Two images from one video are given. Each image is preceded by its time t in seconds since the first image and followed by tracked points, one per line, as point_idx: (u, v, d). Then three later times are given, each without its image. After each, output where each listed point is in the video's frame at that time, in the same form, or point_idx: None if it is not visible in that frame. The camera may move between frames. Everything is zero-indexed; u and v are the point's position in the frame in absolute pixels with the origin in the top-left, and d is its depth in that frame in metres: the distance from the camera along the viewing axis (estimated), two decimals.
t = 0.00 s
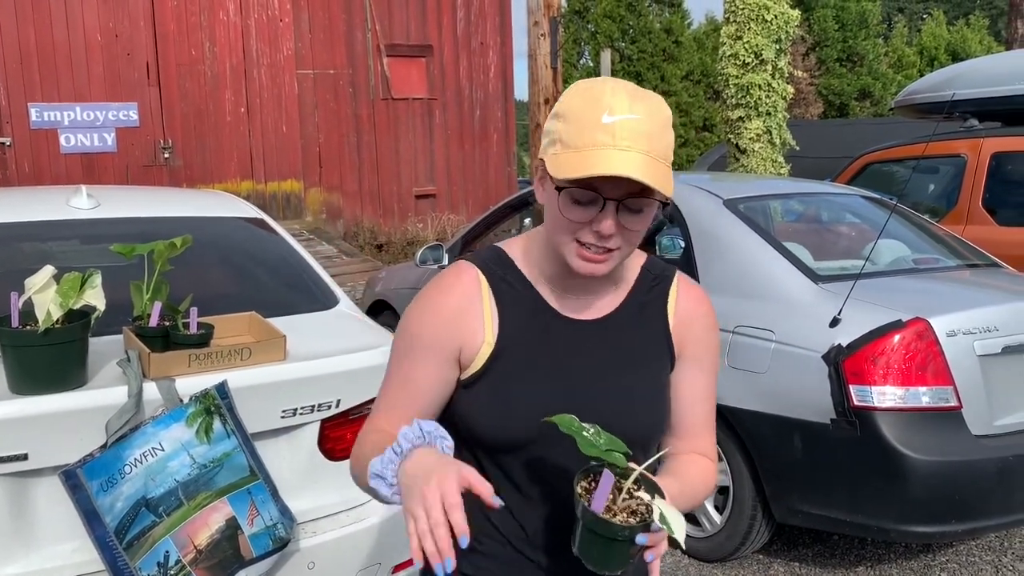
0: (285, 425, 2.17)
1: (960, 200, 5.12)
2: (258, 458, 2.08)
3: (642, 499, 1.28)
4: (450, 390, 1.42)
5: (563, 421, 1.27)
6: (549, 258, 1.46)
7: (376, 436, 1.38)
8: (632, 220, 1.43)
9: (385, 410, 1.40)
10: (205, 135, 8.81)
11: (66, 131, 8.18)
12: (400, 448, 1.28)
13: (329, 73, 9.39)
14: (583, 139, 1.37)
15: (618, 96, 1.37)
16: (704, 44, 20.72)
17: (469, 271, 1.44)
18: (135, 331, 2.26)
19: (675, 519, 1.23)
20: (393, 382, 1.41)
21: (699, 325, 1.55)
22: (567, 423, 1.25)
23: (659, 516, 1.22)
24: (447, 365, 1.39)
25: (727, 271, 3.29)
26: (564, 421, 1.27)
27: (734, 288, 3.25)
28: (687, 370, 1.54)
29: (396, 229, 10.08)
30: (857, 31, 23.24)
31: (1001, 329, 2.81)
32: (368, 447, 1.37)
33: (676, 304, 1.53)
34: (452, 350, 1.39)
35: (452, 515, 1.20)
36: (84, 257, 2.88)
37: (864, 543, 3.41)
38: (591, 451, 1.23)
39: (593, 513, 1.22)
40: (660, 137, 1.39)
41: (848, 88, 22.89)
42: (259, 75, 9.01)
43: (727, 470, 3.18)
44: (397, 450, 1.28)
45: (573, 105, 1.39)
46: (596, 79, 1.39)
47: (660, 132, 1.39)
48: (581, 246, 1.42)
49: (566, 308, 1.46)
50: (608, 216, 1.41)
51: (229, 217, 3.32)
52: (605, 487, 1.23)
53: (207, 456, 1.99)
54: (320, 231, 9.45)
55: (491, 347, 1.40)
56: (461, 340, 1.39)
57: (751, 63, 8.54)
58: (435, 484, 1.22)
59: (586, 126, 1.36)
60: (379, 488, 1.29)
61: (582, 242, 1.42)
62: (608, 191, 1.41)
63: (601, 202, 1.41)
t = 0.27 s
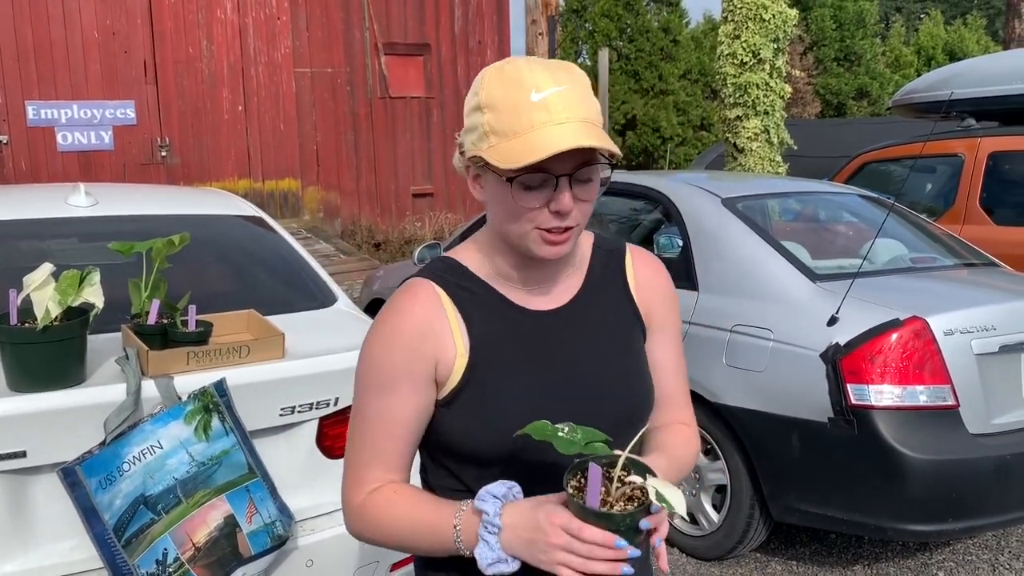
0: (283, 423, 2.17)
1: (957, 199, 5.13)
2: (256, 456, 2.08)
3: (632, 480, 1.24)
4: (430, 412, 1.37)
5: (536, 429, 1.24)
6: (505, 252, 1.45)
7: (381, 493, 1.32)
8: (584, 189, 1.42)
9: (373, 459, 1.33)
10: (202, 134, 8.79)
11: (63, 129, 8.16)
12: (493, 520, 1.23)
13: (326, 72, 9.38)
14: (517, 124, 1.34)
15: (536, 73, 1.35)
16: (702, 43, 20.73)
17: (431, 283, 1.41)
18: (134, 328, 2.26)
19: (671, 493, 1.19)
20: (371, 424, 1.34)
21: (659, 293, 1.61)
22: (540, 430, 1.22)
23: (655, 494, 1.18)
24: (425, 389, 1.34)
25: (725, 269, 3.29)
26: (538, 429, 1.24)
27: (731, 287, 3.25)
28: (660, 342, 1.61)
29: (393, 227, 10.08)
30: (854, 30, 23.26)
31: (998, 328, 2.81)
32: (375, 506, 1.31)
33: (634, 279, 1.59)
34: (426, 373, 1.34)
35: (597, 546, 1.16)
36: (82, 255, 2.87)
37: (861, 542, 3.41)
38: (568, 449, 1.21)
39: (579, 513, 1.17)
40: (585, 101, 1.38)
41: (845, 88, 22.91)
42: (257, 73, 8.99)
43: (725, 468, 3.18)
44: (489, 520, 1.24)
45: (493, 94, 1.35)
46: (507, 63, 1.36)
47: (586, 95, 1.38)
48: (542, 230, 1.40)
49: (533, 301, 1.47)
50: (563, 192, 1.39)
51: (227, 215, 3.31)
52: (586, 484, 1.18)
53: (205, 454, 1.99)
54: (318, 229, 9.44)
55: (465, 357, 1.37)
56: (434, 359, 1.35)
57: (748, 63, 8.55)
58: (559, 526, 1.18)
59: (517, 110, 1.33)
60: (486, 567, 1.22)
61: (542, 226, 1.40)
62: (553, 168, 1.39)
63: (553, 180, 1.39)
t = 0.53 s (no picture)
0: (284, 420, 2.17)
1: (958, 197, 5.12)
2: (256, 453, 2.09)
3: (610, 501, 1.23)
4: (417, 421, 1.38)
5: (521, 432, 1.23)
6: (474, 267, 1.46)
7: (374, 504, 1.32)
8: (541, 204, 1.42)
9: (364, 470, 1.35)
10: (203, 131, 8.79)
11: (64, 126, 8.16)
12: (481, 531, 1.21)
13: (327, 69, 9.38)
14: (463, 150, 1.34)
15: (478, 94, 1.34)
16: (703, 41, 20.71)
17: (415, 289, 1.43)
18: (134, 326, 2.26)
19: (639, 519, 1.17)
20: (360, 437, 1.35)
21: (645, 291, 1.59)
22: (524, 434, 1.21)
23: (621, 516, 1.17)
24: (408, 398, 1.35)
25: (725, 268, 3.29)
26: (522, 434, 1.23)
27: (732, 285, 3.25)
28: (654, 339, 1.59)
29: (394, 225, 10.08)
30: (856, 28, 23.24)
31: (998, 326, 2.81)
32: (369, 518, 1.31)
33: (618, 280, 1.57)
34: (409, 382, 1.35)
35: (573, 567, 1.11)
36: (82, 253, 2.88)
37: (861, 540, 3.41)
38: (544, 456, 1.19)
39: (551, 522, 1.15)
40: (531, 116, 1.37)
41: (847, 86, 22.89)
42: (257, 71, 8.99)
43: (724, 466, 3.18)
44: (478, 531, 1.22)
45: (436, 121, 1.35)
46: (449, 87, 1.36)
47: (532, 110, 1.38)
48: (505, 249, 1.41)
49: (512, 307, 1.47)
50: (518, 211, 1.40)
51: (228, 213, 3.31)
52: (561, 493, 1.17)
53: (205, 451, 1.99)
54: (318, 227, 9.44)
55: (446, 364, 1.38)
56: (416, 367, 1.36)
57: (749, 61, 8.54)
58: (535, 539, 1.14)
59: (460, 135, 1.34)
60: None
61: (503, 245, 1.41)
62: (506, 187, 1.39)
63: (505, 201, 1.39)
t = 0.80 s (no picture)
0: (284, 417, 2.17)
1: (959, 193, 5.12)
2: (256, 451, 2.08)
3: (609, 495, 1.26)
4: (420, 409, 1.41)
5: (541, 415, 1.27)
6: (482, 263, 1.46)
7: (374, 484, 1.35)
8: (548, 208, 1.41)
9: (366, 452, 1.38)
10: (204, 129, 8.79)
11: (64, 124, 8.16)
12: (478, 512, 1.25)
13: (328, 67, 9.37)
14: (471, 152, 1.35)
15: (491, 95, 1.35)
16: (704, 38, 20.70)
17: (420, 281, 1.44)
18: (134, 323, 2.26)
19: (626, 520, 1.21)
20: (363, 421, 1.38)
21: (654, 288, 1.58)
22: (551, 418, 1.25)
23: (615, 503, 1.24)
24: (410, 386, 1.38)
25: (726, 264, 3.29)
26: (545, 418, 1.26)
27: (732, 282, 3.25)
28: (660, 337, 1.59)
29: (395, 222, 10.08)
30: (857, 25, 23.22)
31: (1000, 322, 2.81)
32: (368, 497, 1.35)
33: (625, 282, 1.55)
34: (410, 370, 1.37)
35: (554, 551, 1.15)
36: (82, 250, 2.87)
37: (862, 536, 3.41)
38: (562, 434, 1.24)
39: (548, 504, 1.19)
40: (543, 119, 1.37)
41: (847, 82, 22.87)
42: (258, 68, 8.99)
43: (724, 462, 3.17)
44: (474, 512, 1.25)
45: (449, 119, 1.36)
46: (463, 85, 1.36)
47: (545, 115, 1.37)
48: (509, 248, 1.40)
49: (518, 303, 1.46)
50: (524, 214, 1.39)
51: (228, 211, 3.31)
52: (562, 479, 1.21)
53: (205, 449, 1.99)
54: (319, 225, 9.44)
55: (448, 354, 1.39)
56: (418, 356, 1.38)
57: (750, 57, 8.54)
58: (525, 522, 1.19)
59: (470, 137, 1.34)
60: (466, 555, 1.23)
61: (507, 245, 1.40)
62: (513, 189, 1.39)
63: (512, 203, 1.39)
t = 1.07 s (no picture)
0: (280, 416, 2.17)
1: (956, 189, 5.12)
2: (253, 449, 2.08)
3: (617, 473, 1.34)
4: (435, 390, 1.43)
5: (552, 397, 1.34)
6: (503, 245, 1.47)
7: (386, 460, 1.38)
8: (576, 194, 1.42)
9: (382, 430, 1.41)
10: (201, 127, 8.78)
11: (61, 122, 8.14)
12: (490, 488, 1.30)
13: (324, 64, 9.36)
14: (507, 130, 1.36)
15: (531, 78, 1.36)
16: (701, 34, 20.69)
17: (446, 267, 1.46)
18: (131, 322, 2.26)
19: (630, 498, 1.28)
20: (379, 399, 1.41)
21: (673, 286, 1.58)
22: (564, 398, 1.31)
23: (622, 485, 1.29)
24: (427, 367, 1.40)
25: (723, 261, 3.29)
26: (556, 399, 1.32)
27: (729, 279, 3.25)
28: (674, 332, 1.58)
29: (392, 220, 10.07)
30: (854, 21, 23.21)
31: (996, 319, 2.81)
32: (380, 472, 1.38)
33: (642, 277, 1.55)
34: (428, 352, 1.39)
35: (564, 520, 1.22)
36: (78, 249, 2.87)
37: (859, 533, 3.42)
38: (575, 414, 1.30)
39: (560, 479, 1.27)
40: (578, 107, 1.39)
41: (844, 79, 22.88)
42: (254, 66, 8.97)
43: (722, 459, 3.17)
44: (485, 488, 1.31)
45: (486, 100, 1.38)
46: (503, 69, 1.38)
47: (581, 102, 1.39)
48: (533, 230, 1.42)
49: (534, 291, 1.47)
50: (552, 197, 1.40)
51: (224, 209, 3.31)
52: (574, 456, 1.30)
53: (202, 447, 1.99)
54: (317, 223, 9.43)
55: (465, 338, 1.41)
56: (435, 338, 1.40)
57: (747, 54, 8.54)
58: (534, 496, 1.25)
59: (507, 116, 1.36)
60: (477, 528, 1.28)
61: (533, 226, 1.41)
62: (543, 172, 1.40)
63: (542, 185, 1.40)
